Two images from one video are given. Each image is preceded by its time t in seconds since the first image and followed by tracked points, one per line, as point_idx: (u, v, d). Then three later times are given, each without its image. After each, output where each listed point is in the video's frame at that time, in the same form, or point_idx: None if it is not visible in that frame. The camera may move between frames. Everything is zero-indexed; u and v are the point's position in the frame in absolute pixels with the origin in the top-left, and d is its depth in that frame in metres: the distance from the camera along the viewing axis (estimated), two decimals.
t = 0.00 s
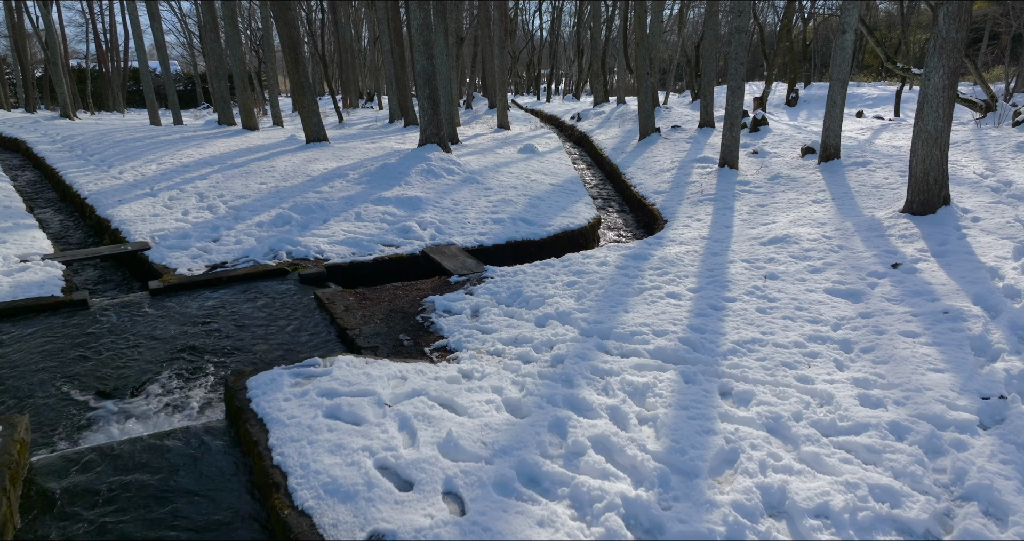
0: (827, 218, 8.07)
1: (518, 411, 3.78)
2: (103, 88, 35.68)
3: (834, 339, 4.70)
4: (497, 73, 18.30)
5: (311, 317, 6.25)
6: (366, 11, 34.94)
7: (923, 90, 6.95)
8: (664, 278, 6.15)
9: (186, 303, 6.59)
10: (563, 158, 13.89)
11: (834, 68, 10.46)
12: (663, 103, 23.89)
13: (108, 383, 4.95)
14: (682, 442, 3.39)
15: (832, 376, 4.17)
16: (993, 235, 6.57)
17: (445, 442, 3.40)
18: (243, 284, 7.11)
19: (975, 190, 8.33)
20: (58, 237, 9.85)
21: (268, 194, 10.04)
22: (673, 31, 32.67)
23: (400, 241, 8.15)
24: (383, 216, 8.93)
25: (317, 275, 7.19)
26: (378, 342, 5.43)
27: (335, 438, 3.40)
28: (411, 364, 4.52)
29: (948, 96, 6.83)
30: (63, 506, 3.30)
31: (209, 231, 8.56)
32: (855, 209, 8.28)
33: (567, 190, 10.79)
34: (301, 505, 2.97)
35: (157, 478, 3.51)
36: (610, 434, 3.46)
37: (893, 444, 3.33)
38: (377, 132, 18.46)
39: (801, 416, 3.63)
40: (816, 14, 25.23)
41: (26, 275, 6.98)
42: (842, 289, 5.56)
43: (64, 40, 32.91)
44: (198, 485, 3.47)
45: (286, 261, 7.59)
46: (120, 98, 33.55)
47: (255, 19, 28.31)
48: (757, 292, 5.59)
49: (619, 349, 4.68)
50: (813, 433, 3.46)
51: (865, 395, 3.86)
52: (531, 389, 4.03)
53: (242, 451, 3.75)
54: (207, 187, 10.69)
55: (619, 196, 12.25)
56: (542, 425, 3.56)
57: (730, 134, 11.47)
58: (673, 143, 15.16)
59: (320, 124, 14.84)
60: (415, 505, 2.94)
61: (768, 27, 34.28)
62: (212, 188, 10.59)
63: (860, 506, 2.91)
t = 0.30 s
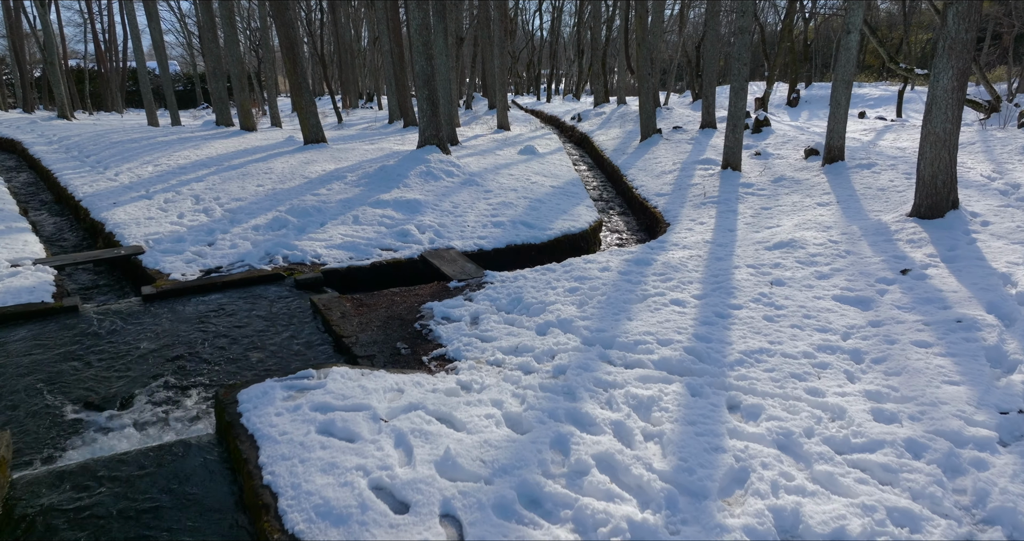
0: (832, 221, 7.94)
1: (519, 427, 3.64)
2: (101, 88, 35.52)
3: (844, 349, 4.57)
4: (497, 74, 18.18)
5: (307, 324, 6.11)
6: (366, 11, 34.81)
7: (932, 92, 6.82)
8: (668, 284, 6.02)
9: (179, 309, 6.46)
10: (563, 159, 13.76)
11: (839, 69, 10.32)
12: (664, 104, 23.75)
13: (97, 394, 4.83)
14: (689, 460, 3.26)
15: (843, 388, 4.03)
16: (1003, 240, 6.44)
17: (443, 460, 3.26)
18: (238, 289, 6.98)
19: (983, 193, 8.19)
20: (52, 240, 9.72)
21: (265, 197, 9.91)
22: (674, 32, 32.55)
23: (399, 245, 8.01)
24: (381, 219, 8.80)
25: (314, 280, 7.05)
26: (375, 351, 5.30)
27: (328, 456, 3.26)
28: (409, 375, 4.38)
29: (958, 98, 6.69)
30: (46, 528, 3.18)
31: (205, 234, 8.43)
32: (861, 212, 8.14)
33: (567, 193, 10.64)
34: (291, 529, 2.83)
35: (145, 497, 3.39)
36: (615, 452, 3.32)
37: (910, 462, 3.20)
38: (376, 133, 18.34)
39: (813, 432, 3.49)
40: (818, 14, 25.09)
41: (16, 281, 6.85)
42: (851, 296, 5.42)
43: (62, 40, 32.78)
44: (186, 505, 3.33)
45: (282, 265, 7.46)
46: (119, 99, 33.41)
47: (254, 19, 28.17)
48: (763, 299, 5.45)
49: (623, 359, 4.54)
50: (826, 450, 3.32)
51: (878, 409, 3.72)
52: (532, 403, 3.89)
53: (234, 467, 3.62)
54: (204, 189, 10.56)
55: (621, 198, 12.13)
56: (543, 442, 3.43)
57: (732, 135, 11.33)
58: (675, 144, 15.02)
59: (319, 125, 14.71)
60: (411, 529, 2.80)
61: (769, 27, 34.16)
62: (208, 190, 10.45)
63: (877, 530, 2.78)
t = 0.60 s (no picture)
0: (838, 225, 7.80)
1: (520, 443, 3.50)
2: (100, 88, 35.38)
3: (855, 359, 4.43)
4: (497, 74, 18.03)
5: (303, 331, 5.98)
6: (365, 11, 34.66)
7: (941, 93, 6.68)
8: (672, 290, 5.88)
9: (172, 315, 6.32)
10: (564, 161, 13.62)
11: (844, 69, 10.17)
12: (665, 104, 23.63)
13: (85, 404, 4.69)
14: (699, 480, 3.12)
15: (856, 402, 3.90)
16: (1014, 245, 6.30)
17: (441, 480, 3.12)
18: (233, 294, 6.85)
19: (991, 196, 8.05)
20: (46, 244, 9.58)
21: (262, 199, 9.77)
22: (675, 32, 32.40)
23: (397, 249, 7.87)
24: (379, 222, 8.66)
25: (310, 286, 6.92)
26: (372, 360, 5.16)
27: (321, 476, 3.13)
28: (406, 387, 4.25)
29: (967, 99, 6.55)
30: None
31: (200, 238, 8.29)
32: (867, 216, 8.01)
33: (568, 195, 10.51)
34: None
35: (131, 516, 3.26)
36: (620, 471, 3.19)
37: (929, 483, 3.06)
38: (376, 133, 18.22)
39: (826, 450, 3.36)
40: (819, 14, 24.97)
41: (6, 286, 6.72)
42: (860, 304, 5.29)
43: (60, 39, 32.61)
44: (173, 525, 3.20)
45: (278, 270, 7.32)
46: (118, 99, 33.25)
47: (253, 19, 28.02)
48: (770, 307, 5.32)
49: (627, 370, 4.40)
50: (841, 469, 3.19)
51: (893, 424, 3.58)
52: (533, 418, 3.75)
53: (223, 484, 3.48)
54: (200, 192, 10.42)
55: (622, 200, 11.99)
56: (546, 460, 3.29)
57: (736, 137, 11.18)
58: (676, 145, 14.89)
59: (317, 126, 14.55)
60: None
61: (770, 27, 34.02)
62: (204, 193, 10.32)
63: None
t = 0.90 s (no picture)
0: (844, 228, 7.67)
1: (521, 460, 3.37)
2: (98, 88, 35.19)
3: (866, 371, 4.29)
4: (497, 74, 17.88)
5: (299, 339, 5.84)
6: (365, 11, 34.50)
7: (950, 95, 6.54)
8: (676, 297, 5.75)
9: (165, 321, 6.19)
10: (565, 163, 13.49)
11: (850, 70, 10.02)
12: (667, 105, 23.50)
13: (73, 415, 4.56)
14: (708, 501, 2.98)
15: (869, 416, 3.76)
16: None
17: (438, 501, 2.99)
18: (228, 300, 6.71)
19: (1000, 199, 7.91)
20: (39, 247, 9.44)
21: (258, 202, 9.64)
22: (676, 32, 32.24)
23: (395, 253, 7.74)
24: (377, 226, 8.53)
25: (307, 291, 6.78)
26: (369, 369, 5.03)
27: (313, 497, 2.99)
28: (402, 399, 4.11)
29: (978, 101, 6.41)
30: None
31: (195, 242, 8.16)
32: (873, 219, 7.88)
33: (569, 197, 10.38)
34: None
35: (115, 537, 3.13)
36: (626, 492, 3.05)
37: (949, 505, 2.92)
38: (375, 134, 18.08)
39: (840, 468, 3.22)
40: (821, 14, 24.85)
41: None
42: (870, 311, 5.15)
43: (59, 39, 32.46)
44: None
45: (274, 275, 7.19)
46: (116, 99, 33.08)
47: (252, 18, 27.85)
48: (778, 314, 5.18)
49: (631, 382, 4.27)
50: (856, 490, 3.05)
51: (909, 440, 3.45)
52: (534, 433, 3.61)
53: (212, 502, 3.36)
54: (196, 194, 10.29)
55: (624, 203, 11.85)
56: (548, 479, 3.15)
57: (739, 139, 11.03)
58: (678, 146, 14.75)
59: (316, 127, 14.40)
60: None
61: (771, 28, 33.88)
62: (200, 195, 10.18)
63: None
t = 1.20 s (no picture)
0: (850, 232, 7.53)
1: (521, 479, 3.23)
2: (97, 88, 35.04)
3: (878, 382, 4.15)
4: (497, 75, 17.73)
5: (293, 347, 5.70)
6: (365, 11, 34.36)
7: (959, 97, 6.40)
8: (680, 303, 5.61)
9: (157, 329, 6.05)
10: (565, 164, 13.36)
11: (854, 70, 9.87)
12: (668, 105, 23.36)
13: (59, 428, 4.42)
14: (718, 524, 2.85)
15: (883, 430, 3.63)
16: None
17: (434, 523, 2.85)
18: (221, 306, 6.57)
19: (1009, 202, 7.78)
20: (33, 250, 9.30)
21: (255, 205, 9.50)
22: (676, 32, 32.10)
23: (393, 257, 7.60)
24: (375, 229, 8.39)
25: (302, 297, 6.65)
26: (365, 379, 4.89)
27: (304, 519, 2.85)
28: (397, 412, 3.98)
29: (988, 102, 6.27)
30: None
31: (190, 245, 8.02)
32: (879, 222, 7.75)
33: (570, 200, 10.24)
34: None
35: None
36: (632, 515, 2.91)
37: (971, 529, 2.79)
38: (373, 135, 17.94)
39: (855, 488, 3.08)
40: (822, 14, 24.72)
41: None
42: (880, 319, 5.02)
43: (58, 39, 32.33)
44: None
45: (269, 280, 7.05)
46: (115, 99, 32.92)
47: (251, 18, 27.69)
48: (785, 322, 5.04)
49: (635, 394, 4.13)
50: (873, 511, 2.92)
51: (926, 457, 3.31)
52: (535, 449, 3.47)
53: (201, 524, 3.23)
54: (192, 196, 10.15)
55: (625, 205, 11.72)
56: (549, 500, 3.01)
57: (742, 141, 10.89)
58: (679, 148, 14.62)
59: (314, 128, 14.26)
60: None
61: (772, 28, 33.78)
62: (196, 197, 10.05)
63: None
